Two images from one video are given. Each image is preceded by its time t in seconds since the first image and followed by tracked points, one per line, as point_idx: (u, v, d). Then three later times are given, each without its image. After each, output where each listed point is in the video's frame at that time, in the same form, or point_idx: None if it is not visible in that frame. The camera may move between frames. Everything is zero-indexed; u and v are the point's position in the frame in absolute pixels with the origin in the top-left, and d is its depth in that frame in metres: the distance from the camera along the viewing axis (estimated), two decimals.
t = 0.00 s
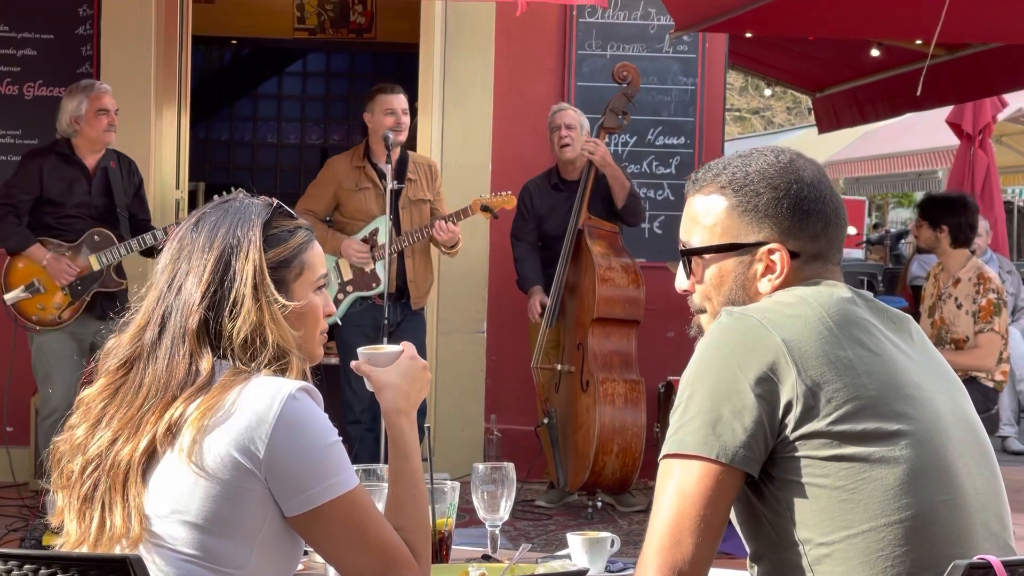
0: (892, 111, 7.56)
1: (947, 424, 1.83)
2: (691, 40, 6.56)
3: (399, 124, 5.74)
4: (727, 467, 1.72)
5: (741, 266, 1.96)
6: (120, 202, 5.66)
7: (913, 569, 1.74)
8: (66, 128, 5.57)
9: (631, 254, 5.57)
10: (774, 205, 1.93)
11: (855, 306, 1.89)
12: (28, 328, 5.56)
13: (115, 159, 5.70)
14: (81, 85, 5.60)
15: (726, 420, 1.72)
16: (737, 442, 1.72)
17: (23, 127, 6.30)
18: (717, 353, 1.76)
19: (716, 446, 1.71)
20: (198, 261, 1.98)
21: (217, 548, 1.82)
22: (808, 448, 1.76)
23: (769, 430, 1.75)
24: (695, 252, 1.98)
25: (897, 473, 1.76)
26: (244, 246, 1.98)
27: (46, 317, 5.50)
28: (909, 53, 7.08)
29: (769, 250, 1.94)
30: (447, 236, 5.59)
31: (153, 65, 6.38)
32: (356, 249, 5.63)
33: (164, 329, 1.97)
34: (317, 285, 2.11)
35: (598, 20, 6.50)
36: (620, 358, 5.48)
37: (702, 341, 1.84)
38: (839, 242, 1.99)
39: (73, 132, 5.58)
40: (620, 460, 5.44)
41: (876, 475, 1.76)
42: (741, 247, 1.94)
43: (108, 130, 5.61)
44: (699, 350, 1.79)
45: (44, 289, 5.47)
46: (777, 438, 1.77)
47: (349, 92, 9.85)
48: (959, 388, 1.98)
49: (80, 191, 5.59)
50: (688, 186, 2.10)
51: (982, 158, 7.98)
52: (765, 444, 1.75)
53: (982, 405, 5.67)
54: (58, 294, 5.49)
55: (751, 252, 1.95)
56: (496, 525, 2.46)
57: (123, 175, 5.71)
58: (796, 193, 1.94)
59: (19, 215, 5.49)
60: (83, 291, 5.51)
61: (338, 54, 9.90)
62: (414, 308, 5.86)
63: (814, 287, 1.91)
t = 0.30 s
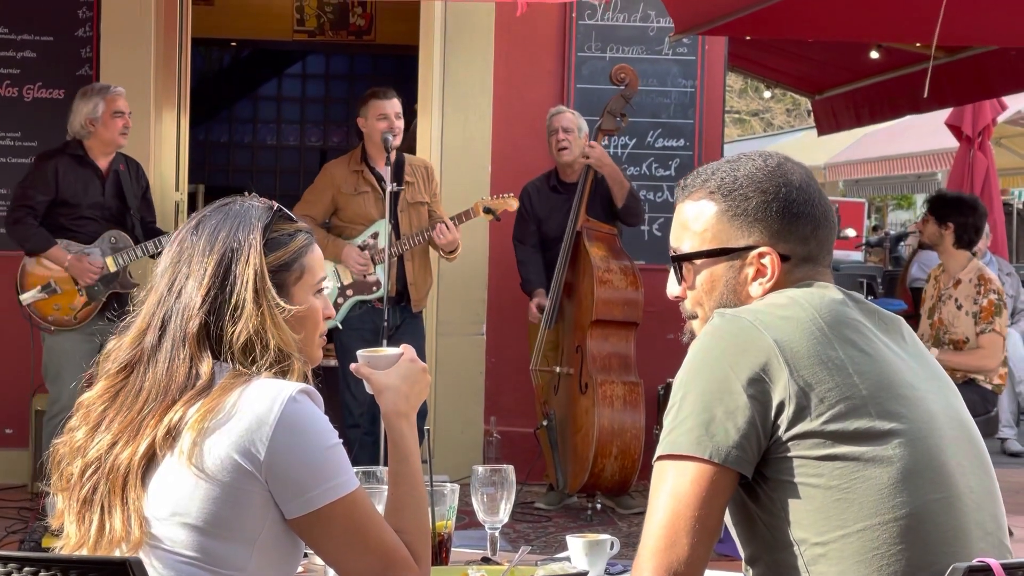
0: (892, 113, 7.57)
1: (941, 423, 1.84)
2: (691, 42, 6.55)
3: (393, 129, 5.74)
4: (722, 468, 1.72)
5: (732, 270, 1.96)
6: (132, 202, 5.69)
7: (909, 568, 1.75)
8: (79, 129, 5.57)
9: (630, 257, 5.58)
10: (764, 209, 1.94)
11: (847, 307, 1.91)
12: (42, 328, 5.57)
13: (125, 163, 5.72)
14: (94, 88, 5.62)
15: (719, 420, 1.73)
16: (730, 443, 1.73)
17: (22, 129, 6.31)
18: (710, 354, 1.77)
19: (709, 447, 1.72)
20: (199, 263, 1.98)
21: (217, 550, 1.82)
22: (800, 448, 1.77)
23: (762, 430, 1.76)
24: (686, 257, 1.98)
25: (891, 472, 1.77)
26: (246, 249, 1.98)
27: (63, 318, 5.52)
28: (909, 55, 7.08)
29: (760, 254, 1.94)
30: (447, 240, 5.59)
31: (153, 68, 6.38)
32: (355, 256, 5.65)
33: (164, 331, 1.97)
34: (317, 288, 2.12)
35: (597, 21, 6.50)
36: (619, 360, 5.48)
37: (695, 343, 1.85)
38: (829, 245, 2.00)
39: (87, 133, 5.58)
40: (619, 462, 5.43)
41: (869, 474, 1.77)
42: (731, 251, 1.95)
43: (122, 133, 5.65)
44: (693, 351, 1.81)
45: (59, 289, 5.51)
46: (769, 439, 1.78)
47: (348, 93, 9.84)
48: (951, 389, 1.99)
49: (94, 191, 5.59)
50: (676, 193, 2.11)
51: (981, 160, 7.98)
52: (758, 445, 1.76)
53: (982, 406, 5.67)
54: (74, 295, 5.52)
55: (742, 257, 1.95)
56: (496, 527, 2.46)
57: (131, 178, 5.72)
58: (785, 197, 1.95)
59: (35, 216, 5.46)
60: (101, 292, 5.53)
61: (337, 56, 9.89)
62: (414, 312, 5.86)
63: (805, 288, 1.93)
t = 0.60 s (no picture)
0: (892, 115, 7.58)
1: (939, 426, 1.84)
2: (690, 44, 6.56)
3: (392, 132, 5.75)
4: (720, 470, 1.72)
5: (729, 276, 1.96)
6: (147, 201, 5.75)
7: (909, 570, 1.75)
8: (97, 129, 5.59)
9: (628, 258, 5.57)
10: (758, 214, 1.94)
11: (845, 309, 1.91)
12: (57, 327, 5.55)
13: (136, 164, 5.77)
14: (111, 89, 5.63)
15: (717, 423, 1.73)
16: (729, 445, 1.73)
17: (22, 131, 6.31)
18: (708, 357, 1.78)
19: (707, 450, 1.72)
20: (198, 266, 1.98)
21: (216, 552, 1.82)
22: (798, 451, 1.78)
23: (760, 433, 1.76)
24: (682, 264, 1.98)
25: (889, 474, 1.77)
26: (244, 252, 1.98)
27: (81, 318, 5.51)
28: (908, 57, 7.08)
29: (756, 258, 1.95)
30: (448, 241, 5.59)
31: (153, 70, 6.39)
32: (354, 260, 5.62)
33: (163, 334, 1.97)
34: (316, 291, 2.12)
35: (597, 23, 6.50)
36: (618, 361, 5.48)
37: (693, 346, 1.86)
38: (825, 248, 2.00)
39: (105, 134, 5.60)
40: (617, 464, 5.44)
41: (867, 477, 1.77)
42: (727, 257, 1.95)
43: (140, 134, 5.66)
44: (691, 354, 1.81)
45: (79, 290, 5.49)
46: (768, 441, 1.78)
47: (348, 95, 9.85)
48: (948, 391, 1.99)
49: (111, 191, 5.62)
50: (670, 200, 2.11)
51: (980, 162, 7.98)
52: (757, 447, 1.76)
53: (981, 408, 5.65)
54: (93, 295, 5.49)
55: (738, 262, 1.96)
56: (494, 529, 2.46)
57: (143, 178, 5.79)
58: (779, 202, 1.95)
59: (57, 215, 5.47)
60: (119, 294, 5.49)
61: (337, 58, 9.88)
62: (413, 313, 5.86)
63: (803, 291, 1.93)
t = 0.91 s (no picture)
0: (892, 117, 7.57)
1: (937, 428, 1.84)
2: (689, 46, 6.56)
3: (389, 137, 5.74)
4: (718, 472, 1.72)
5: (730, 274, 1.96)
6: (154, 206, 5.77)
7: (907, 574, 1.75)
8: (108, 131, 5.58)
9: (627, 260, 5.57)
10: (763, 213, 1.94)
11: (844, 312, 1.91)
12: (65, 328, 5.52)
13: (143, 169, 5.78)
14: (123, 93, 5.64)
15: (715, 425, 1.73)
16: (726, 447, 1.73)
17: (21, 133, 6.31)
18: (707, 359, 1.77)
19: (706, 452, 1.72)
20: (195, 268, 1.98)
21: (215, 555, 1.81)
22: (797, 453, 1.77)
23: (758, 436, 1.76)
24: (684, 260, 1.99)
25: (887, 476, 1.77)
26: (242, 254, 1.98)
27: (91, 319, 5.50)
28: (908, 59, 7.07)
29: (759, 257, 1.95)
30: (434, 246, 5.57)
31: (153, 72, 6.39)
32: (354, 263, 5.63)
33: (160, 336, 1.97)
34: (313, 293, 2.11)
35: (596, 26, 6.51)
36: (617, 363, 5.47)
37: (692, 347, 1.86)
38: (828, 249, 2.00)
39: (116, 136, 5.60)
40: (616, 465, 5.43)
41: (865, 479, 1.77)
42: (730, 255, 1.95)
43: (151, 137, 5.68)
44: (690, 355, 1.81)
45: (89, 290, 5.47)
46: (766, 443, 1.78)
47: (347, 97, 9.84)
48: (948, 394, 1.99)
49: (120, 193, 5.63)
50: (675, 198, 2.11)
51: (980, 164, 7.97)
52: (755, 450, 1.76)
53: (980, 409, 5.66)
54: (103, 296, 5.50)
55: (740, 260, 1.95)
56: (494, 531, 2.44)
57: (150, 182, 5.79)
58: (784, 201, 1.95)
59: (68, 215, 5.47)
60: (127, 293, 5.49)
61: (336, 60, 9.87)
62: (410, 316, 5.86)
63: (803, 293, 1.93)
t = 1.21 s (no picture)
0: (891, 118, 7.55)
1: (938, 430, 1.84)
2: (689, 47, 6.55)
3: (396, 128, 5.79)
4: (720, 473, 1.72)
5: (732, 272, 1.96)
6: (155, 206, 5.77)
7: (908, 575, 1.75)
8: (115, 131, 5.59)
9: (628, 261, 5.56)
10: (763, 209, 1.95)
11: (845, 313, 1.91)
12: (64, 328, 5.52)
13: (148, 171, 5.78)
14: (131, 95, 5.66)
15: (717, 426, 1.73)
16: (728, 448, 1.73)
17: (21, 134, 6.31)
18: (708, 360, 1.77)
19: (708, 452, 1.72)
20: (194, 270, 1.98)
21: (214, 555, 1.81)
22: (798, 454, 1.77)
23: (760, 436, 1.76)
24: (687, 261, 1.98)
25: (888, 477, 1.77)
26: (239, 255, 1.98)
27: (89, 318, 5.49)
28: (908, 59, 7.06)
29: (761, 254, 1.94)
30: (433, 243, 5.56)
31: (153, 73, 6.39)
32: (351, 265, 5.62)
33: (159, 338, 1.96)
34: (311, 294, 2.11)
35: (595, 27, 6.51)
36: (618, 365, 5.47)
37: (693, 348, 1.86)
38: (829, 247, 2.00)
39: (122, 137, 5.61)
40: (617, 466, 5.42)
41: (867, 480, 1.77)
42: (732, 252, 1.95)
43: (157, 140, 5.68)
44: (691, 356, 1.81)
45: (88, 289, 5.47)
46: (767, 444, 1.78)
47: (346, 98, 9.83)
48: (948, 395, 1.99)
49: (123, 193, 5.63)
50: (674, 201, 2.11)
51: (980, 165, 7.96)
52: (756, 451, 1.76)
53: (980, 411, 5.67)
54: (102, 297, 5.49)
55: (743, 257, 1.95)
56: (493, 532, 2.44)
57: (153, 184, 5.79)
58: (783, 197, 1.96)
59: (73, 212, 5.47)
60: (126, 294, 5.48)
61: (336, 61, 9.86)
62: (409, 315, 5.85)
63: (804, 294, 1.93)
